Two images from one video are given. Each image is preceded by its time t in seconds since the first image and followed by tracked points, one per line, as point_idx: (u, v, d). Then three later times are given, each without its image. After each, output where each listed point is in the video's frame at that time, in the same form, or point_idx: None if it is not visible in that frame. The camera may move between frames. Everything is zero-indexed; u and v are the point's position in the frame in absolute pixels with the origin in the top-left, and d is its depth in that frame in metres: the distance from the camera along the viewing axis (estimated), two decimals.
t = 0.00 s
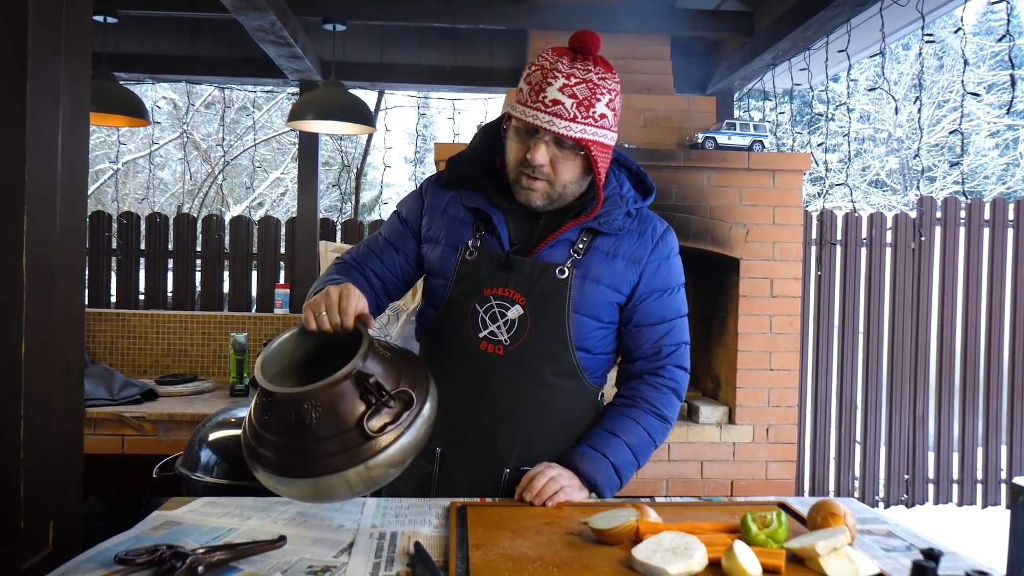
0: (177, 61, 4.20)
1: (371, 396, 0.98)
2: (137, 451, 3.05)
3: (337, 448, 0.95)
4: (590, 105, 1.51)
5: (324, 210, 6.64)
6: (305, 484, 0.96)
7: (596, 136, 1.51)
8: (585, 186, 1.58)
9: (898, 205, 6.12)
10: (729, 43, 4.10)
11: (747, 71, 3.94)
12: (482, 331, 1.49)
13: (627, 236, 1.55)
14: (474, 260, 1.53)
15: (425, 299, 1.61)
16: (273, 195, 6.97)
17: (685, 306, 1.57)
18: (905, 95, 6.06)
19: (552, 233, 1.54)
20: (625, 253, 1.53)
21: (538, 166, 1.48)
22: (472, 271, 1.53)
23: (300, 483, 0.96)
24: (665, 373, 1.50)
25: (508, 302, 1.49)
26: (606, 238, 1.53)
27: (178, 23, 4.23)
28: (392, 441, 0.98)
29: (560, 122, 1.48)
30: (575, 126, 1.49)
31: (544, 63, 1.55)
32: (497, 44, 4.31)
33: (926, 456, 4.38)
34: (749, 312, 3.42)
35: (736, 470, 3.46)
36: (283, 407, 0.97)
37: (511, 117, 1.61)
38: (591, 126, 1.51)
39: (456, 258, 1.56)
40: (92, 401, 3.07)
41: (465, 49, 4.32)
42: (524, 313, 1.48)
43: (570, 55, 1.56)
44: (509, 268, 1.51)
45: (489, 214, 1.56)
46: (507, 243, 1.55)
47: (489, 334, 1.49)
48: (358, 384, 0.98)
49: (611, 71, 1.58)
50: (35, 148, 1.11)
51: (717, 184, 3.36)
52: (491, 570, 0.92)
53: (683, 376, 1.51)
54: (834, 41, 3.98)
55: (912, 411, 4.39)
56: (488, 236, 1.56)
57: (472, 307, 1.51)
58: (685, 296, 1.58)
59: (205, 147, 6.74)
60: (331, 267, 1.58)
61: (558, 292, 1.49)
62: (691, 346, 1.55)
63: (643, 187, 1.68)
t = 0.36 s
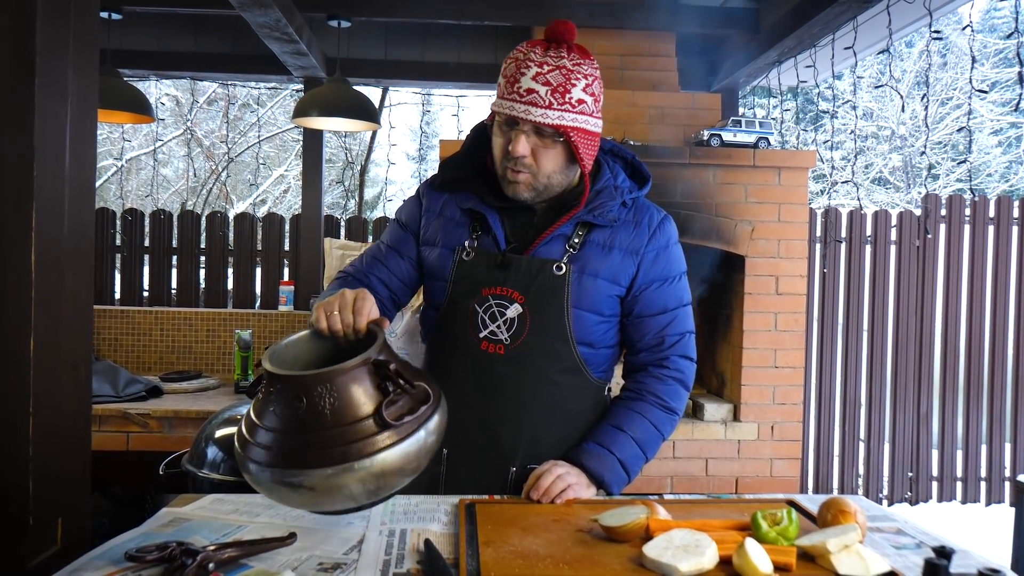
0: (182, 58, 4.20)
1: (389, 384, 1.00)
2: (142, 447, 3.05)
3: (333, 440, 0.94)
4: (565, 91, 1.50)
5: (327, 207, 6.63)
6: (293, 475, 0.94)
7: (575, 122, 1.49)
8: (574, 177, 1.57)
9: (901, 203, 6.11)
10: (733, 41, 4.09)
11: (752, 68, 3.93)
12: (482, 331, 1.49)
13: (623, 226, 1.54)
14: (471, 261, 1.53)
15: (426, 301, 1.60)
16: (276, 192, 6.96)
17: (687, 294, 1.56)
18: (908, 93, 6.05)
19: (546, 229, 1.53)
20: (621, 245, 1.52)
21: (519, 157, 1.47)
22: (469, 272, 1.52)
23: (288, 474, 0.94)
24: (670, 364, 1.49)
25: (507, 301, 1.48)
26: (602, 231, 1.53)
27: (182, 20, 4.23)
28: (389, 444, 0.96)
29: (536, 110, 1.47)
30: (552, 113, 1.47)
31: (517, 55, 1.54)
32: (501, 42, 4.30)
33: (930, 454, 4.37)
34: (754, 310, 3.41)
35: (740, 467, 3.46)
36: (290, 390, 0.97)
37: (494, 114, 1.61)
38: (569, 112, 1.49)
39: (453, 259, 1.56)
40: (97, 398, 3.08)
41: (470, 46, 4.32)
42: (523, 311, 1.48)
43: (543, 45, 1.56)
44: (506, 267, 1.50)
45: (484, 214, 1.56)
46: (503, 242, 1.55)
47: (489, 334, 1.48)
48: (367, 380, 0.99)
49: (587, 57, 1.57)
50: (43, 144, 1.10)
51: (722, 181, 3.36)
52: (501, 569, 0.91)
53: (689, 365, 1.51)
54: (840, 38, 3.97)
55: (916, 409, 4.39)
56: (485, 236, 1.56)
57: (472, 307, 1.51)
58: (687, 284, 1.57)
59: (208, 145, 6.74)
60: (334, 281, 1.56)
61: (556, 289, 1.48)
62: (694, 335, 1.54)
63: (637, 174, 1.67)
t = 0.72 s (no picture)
0: (181, 53, 4.19)
1: (405, 406, 1.03)
2: (141, 444, 3.05)
3: (328, 455, 0.95)
4: (548, 80, 1.51)
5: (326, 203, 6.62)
6: (286, 485, 0.95)
7: (559, 110, 1.50)
8: (563, 170, 1.57)
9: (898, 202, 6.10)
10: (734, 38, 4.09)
11: (752, 66, 3.93)
12: (482, 334, 1.48)
13: (615, 217, 1.55)
14: (467, 265, 1.52)
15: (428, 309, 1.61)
16: (274, 188, 6.95)
17: (685, 282, 1.56)
18: (906, 91, 6.06)
19: (539, 228, 1.54)
20: (614, 237, 1.53)
21: (507, 149, 1.48)
22: (465, 276, 1.51)
23: (282, 484, 0.96)
24: (671, 355, 1.49)
25: (505, 304, 1.48)
26: (593, 225, 1.53)
27: (181, 14, 4.21)
28: (381, 468, 0.97)
29: (520, 100, 1.49)
30: (536, 102, 1.49)
31: (498, 48, 1.56)
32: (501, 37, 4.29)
33: (928, 451, 4.38)
34: (754, 307, 3.41)
35: (740, 465, 3.46)
36: (303, 398, 0.98)
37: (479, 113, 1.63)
38: (554, 101, 1.51)
39: (448, 265, 1.56)
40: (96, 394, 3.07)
41: (470, 42, 4.31)
42: (522, 313, 1.47)
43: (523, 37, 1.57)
44: (502, 269, 1.50)
45: (476, 219, 1.56)
46: (497, 244, 1.55)
47: (489, 337, 1.48)
48: (377, 401, 1.00)
49: (569, 47, 1.59)
50: (45, 140, 1.10)
51: (722, 178, 3.36)
52: (505, 565, 0.91)
53: (690, 355, 1.51)
54: (841, 35, 3.96)
55: (914, 407, 4.39)
56: (478, 237, 1.56)
57: (470, 311, 1.50)
58: (684, 273, 1.57)
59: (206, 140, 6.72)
60: (339, 302, 1.61)
61: (553, 288, 1.48)
62: (694, 324, 1.55)
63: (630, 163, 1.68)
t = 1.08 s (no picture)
0: (179, 50, 4.17)
1: (408, 406, 1.04)
2: (138, 443, 3.04)
3: (335, 444, 0.96)
4: (502, 81, 1.50)
5: (323, 201, 6.61)
6: (294, 477, 0.96)
7: (513, 109, 1.48)
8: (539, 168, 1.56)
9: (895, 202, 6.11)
10: (732, 38, 4.09)
11: (750, 66, 3.93)
12: (474, 327, 1.50)
13: (603, 210, 1.55)
14: (462, 260, 1.55)
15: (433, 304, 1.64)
16: (271, 186, 6.93)
17: (682, 273, 1.55)
18: (903, 91, 6.07)
19: (529, 221, 1.56)
20: (602, 230, 1.53)
21: (471, 151, 1.51)
22: (460, 272, 1.54)
23: (287, 477, 0.96)
24: (671, 346, 1.48)
25: (495, 297, 1.50)
26: (582, 218, 1.54)
27: (179, 12, 4.20)
28: (382, 463, 0.97)
29: (475, 103, 1.50)
30: (490, 103, 1.48)
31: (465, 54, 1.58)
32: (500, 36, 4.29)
33: (924, 452, 4.38)
34: (753, 307, 3.41)
35: (738, 465, 3.46)
36: (311, 391, 1.00)
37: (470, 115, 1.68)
38: (508, 101, 1.49)
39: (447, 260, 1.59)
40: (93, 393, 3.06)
41: (468, 41, 4.30)
42: (511, 305, 1.48)
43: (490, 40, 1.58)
44: (493, 263, 1.52)
45: (473, 217, 1.59)
46: (490, 240, 1.58)
47: (481, 330, 1.49)
48: (381, 396, 1.02)
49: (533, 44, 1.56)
50: (44, 138, 1.09)
51: (721, 179, 3.36)
52: (506, 567, 0.91)
53: (692, 348, 1.50)
54: (840, 35, 3.96)
55: (912, 407, 4.40)
56: (474, 233, 1.59)
57: (463, 304, 1.52)
58: (681, 264, 1.55)
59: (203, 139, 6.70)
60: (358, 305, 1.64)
61: (542, 281, 1.49)
62: (694, 315, 1.53)
63: (626, 156, 1.69)
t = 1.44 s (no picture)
0: (183, 53, 4.19)
1: (413, 408, 1.04)
2: (141, 444, 3.04)
3: (340, 448, 0.96)
4: (471, 92, 1.58)
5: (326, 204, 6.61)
6: (298, 481, 0.96)
7: (479, 117, 1.56)
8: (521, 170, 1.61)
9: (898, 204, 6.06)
10: (735, 40, 4.09)
11: (754, 69, 3.93)
12: (468, 319, 1.55)
13: (592, 209, 1.58)
14: (461, 257, 1.60)
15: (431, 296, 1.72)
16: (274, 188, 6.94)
17: (676, 271, 1.56)
18: (906, 94, 6.06)
19: (521, 217, 1.60)
20: (590, 227, 1.56)
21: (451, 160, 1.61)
22: (458, 268, 1.59)
23: (292, 479, 0.96)
24: (669, 337, 1.49)
25: (489, 289, 1.54)
26: (572, 215, 1.57)
27: (183, 14, 4.21)
28: (387, 465, 0.97)
29: (450, 116, 1.60)
30: (460, 114, 1.58)
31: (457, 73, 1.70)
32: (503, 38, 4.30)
33: (928, 456, 4.37)
34: (756, 310, 3.41)
35: (741, 468, 3.46)
36: (316, 395, 1.00)
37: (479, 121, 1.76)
38: (476, 111, 1.57)
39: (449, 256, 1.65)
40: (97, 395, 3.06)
41: (471, 43, 4.31)
42: (503, 297, 1.53)
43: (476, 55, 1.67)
44: (488, 258, 1.56)
45: (472, 217, 1.65)
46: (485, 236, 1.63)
47: (474, 321, 1.54)
48: (386, 399, 1.02)
49: (506, 56, 1.62)
50: (51, 139, 1.10)
51: (724, 181, 3.36)
52: (512, 570, 0.91)
53: (689, 339, 1.50)
54: (843, 38, 3.97)
55: (915, 411, 4.38)
56: (473, 231, 1.65)
57: (459, 298, 1.57)
58: (674, 261, 1.57)
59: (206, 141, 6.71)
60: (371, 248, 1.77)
61: (531, 274, 1.54)
62: (689, 310, 1.54)
63: (623, 161, 1.72)
